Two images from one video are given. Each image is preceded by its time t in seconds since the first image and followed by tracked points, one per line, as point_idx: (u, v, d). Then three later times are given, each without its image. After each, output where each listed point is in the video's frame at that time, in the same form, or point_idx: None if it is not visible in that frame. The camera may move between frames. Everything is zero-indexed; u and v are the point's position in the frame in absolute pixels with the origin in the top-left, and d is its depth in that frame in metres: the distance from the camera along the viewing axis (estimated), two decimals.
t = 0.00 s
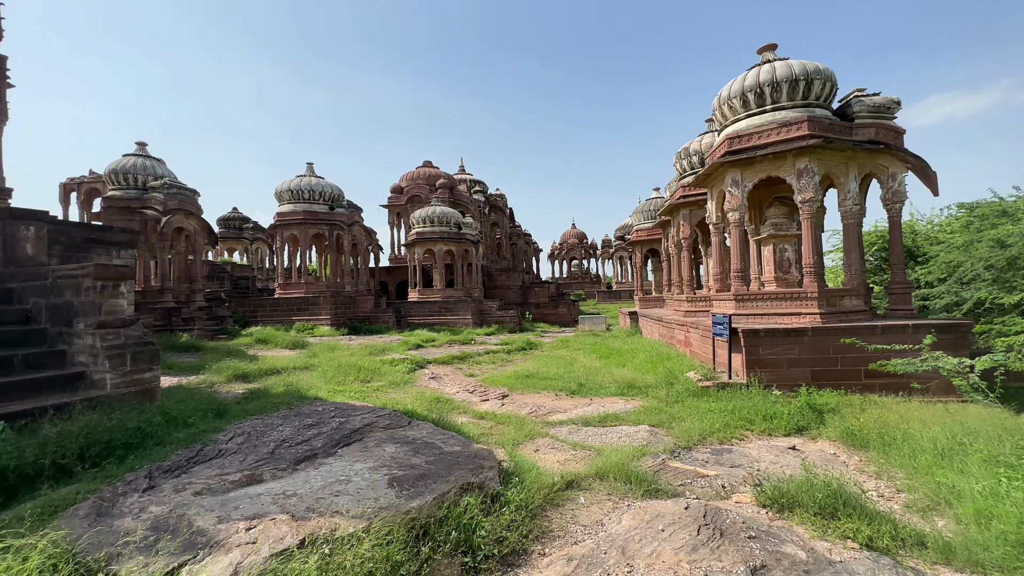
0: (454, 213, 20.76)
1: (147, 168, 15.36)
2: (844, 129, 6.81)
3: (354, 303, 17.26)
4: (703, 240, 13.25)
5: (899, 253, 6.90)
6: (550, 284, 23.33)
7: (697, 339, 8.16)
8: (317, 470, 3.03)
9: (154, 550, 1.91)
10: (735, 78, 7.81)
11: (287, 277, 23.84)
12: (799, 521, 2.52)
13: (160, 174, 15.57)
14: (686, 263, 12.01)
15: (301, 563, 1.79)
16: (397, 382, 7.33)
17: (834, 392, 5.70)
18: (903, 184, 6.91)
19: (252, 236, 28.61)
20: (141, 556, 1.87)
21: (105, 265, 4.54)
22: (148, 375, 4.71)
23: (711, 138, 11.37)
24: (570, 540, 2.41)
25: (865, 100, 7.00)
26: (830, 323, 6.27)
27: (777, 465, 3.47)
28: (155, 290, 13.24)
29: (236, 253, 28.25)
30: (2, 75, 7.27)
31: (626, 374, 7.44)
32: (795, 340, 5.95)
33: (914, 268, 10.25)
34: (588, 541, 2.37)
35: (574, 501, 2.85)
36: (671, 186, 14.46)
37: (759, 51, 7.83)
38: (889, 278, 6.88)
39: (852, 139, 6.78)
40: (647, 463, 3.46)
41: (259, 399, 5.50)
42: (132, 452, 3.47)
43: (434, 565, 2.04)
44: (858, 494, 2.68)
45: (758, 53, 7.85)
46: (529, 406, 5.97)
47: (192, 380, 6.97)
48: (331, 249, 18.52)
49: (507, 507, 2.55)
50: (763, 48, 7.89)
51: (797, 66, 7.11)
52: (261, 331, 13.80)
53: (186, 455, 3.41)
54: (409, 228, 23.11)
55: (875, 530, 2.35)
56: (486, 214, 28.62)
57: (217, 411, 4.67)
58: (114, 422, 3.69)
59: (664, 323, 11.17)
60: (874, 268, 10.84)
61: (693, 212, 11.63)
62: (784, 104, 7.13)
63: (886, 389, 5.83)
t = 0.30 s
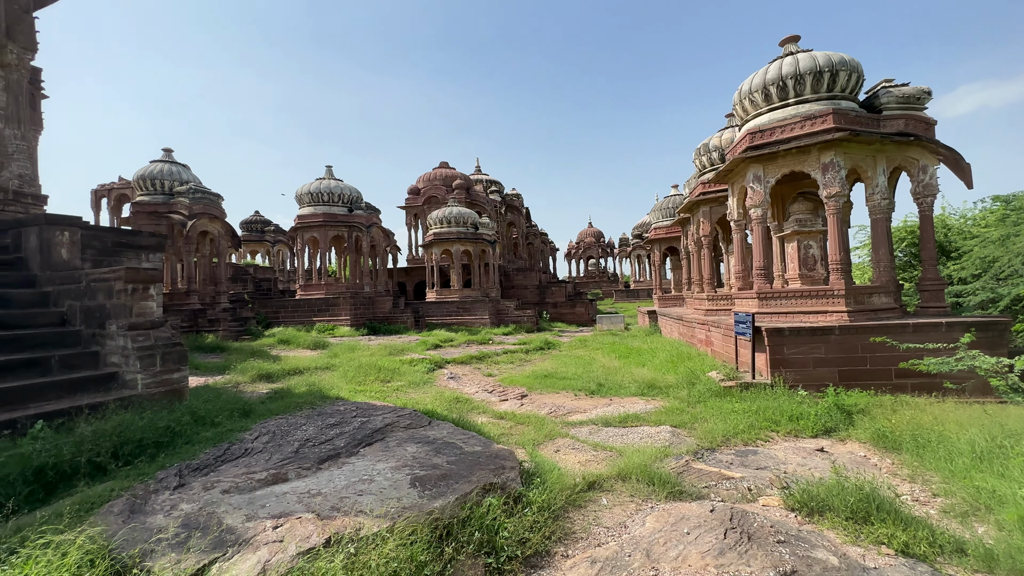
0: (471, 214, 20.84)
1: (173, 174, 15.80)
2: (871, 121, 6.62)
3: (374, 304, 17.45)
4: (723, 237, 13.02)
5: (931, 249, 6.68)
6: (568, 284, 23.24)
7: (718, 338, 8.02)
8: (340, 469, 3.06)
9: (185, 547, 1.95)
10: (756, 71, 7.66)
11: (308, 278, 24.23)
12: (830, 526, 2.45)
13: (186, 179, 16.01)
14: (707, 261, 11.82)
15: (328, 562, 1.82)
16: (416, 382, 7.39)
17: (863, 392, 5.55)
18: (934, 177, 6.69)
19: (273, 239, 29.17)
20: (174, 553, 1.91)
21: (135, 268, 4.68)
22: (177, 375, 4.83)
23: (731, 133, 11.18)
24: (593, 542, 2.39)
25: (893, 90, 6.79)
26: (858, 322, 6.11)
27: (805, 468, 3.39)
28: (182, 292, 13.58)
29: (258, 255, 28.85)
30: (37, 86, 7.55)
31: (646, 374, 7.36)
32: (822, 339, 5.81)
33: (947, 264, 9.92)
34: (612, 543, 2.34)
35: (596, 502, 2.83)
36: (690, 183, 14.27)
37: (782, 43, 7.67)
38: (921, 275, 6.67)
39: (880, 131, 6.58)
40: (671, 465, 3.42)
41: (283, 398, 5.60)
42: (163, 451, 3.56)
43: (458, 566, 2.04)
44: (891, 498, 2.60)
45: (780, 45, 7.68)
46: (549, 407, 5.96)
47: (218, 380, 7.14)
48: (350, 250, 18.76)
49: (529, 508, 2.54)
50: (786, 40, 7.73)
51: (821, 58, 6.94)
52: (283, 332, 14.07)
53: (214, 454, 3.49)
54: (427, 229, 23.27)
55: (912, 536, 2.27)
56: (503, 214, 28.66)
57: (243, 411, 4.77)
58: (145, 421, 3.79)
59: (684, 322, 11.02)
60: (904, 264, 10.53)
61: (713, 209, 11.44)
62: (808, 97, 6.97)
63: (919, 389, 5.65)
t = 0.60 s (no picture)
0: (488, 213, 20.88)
1: (199, 178, 16.24)
2: (902, 112, 6.41)
3: (393, 304, 17.61)
4: (746, 234, 12.76)
5: (967, 243, 6.43)
6: (586, 283, 23.12)
7: (742, 337, 7.87)
8: (364, 467, 3.10)
9: (217, 543, 1.99)
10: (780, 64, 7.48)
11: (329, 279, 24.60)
12: (865, 530, 2.37)
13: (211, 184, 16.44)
14: (729, 258, 11.59)
15: (356, 560, 1.83)
16: (437, 381, 7.44)
17: (895, 393, 5.37)
18: (970, 169, 6.44)
19: (295, 241, 29.72)
20: (206, 549, 1.95)
21: (164, 270, 4.80)
22: (205, 374, 4.95)
23: (754, 128, 10.96)
24: (619, 544, 2.36)
25: (926, 79, 6.56)
26: (889, 320, 5.92)
27: (837, 470, 3.29)
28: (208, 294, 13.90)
29: (281, 257, 29.42)
30: (71, 95, 7.82)
31: (668, 373, 7.26)
32: (851, 338, 5.65)
33: (983, 259, 9.55)
34: (639, 546, 2.31)
35: (621, 503, 2.80)
36: (711, 180, 14.04)
37: (806, 34, 7.48)
38: (956, 270, 6.43)
39: (911, 122, 6.37)
40: (696, 466, 3.36)
41: (307, 397, 5.69)
42: (193, 448, 3.65)
43: (483, 566, 2.05)
44: (930, 503, 2.50)
45: (805, 36, 7.49)
46: (569, 406, 5.92)
47: (244, 380, 7.29)
48: (369, 251, 18.96)
49: (554, 509, 2.53)
50: (811, 31, 7.53)
51: (849, 48, 6.74)
52: (306, 332, 14.33)
53: (242, 451, 3.56)
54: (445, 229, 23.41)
55: (955, 543, 2.18)
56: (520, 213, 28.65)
57: (268, 410, 4.85)
58: (176, 419, 3.89)
59: (706, 321, 10.84)
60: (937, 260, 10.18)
61: (736, 205, 11.22)
62: (835, 89, 6.78)
63: (955, 389, 5.45)
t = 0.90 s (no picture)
0: (506, 212, 20.89)
1: (223, 181, 16.66)
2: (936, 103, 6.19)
3: (412, 303, 17.76)
4: (770, 231, 12.49)
5: (1006, 239, 6.17)
6: (604, 282, 22.96)
7: (766, 336, 7.70)
8: (387, 465, 3.12)
9: (247, 539, 2.03)
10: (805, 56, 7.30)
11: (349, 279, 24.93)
12: (902, 537, 2.30)
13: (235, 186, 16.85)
14: (752, 255, 11.36)
15: (382, 558, 1.85)
16: (456, 380, 7.48)
17: (929, 394, 5.20)
18: (1009, 161, 6.18)
19: (315, 241, 30.21)
20: (236, 545, 1.99)
21: (192, 270, 4.93)
22: (232, 372, 5.06)
23: (778, 122, 10.71)
24: (644, 546, 2.33)
25: (961, 68, 6.32)
26: (923, 318, 5.72)
27: (869, 474, 3.19)
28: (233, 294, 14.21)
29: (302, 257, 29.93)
30: (102, 102, 8.07)
31: (690, 373, 7.15)
32: (883, 337, 5.48)
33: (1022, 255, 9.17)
34: (664, 548, 2.28)
35: (645, 505, 2.76)
36: (733, 176, 13.78)
37: (834, 24, 7.27)
38: (994, 267, 6.18)
39: (946, 113, 6.14)
40: (722, 468, 3.30)
41: (330, 395, 5.78)
42: (221, 445, 3.74)
43: (508, 566, 2.05)
44: (971, 509, 2.41)
45: (832, 26, 7.28)
46: (589, 406, 5.87)
47: (268, 378, 7.44)
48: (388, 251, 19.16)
49: (577, 509, 2.51)
50: (838, 21, 7.32)
51: (879, 37, 6.54)
52: (327, 331, 14.56)
53: (268, 448, 3.63)
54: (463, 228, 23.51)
55: (998, 552, 2.09)
56: (537, 212, 28.60)
57: (292, 407, 4.94)
58: (205, 416, 3.99)
59: (728, 320, 10.65)
60: (972, 256, 9.81)
61: (759, 202, 10.97)
62: (864, 80, 6.59)
63: (993, 391, 5.25)
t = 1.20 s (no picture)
0: (524, 211, 20.89)
1: (248, 181, 17.07)
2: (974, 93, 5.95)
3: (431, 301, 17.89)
4: (795, 228, 12.20)
5: None
6: (622, 280, 22.78)
7: (792, 336, 7.52)
8: (410, 462, 3.16)
9: (277, 532, 2.07)
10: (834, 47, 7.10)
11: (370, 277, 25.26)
12: (939, 544, 2.23)
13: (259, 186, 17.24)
14: (777, 252, 11.11)
15: (408, 553, 1.87)
16: (476, 378, 7.52)
17: (966, 396, 5.02)
18: None
19: (336, 240, 30.68)
20: (266, 537, 2.04)
21: (221, 269, 5.07)
22: (259, 368, 5.17)
23: (804, 115, 10.45)
24: (668, 548, 2.30)
25: (1001, 56, 6.06)
26: (959, 318, 5.51)
27: (904, 478, 3.09)
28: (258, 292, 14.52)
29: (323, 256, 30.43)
30: (134, 106, 8.32)
31: (712, 373, 7.03)
32: (916, 337, 5.31)
33: None
34: (690, 550, 2.25)
35: (669, 506, 2.73)
36: (756, 172, 13.50)
37: (865, 14, 7.04)
38: None
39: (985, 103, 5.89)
40: (748, 470, 3.24)
41: (352, 392, 5.87)
42: (249, 439, 3.83)
43: (532, 564, 2.05)
44: (1013, 516, 2.32)
45: (863, 16, 7.05)
46: (610, 405, 5.83)
47: (292, 374, 7.60)
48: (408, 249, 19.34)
49: (601, 509, 2.50)
50: (869, 10, 7.09)
51: (912, 26, 6.32)
52: (348, 328, 14.79)
53: (294, 443, 3.70)
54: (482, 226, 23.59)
55: None
56: (556, 210, 28.52)
57: (317, 404, 5.03)
58: (234, 411, 4.09)
59: (752, 319, 10.45)
60: (1012, 253, 9.43)
61: (784, 198, 10.70)
62: (897, 71, 6.37)
63: None
